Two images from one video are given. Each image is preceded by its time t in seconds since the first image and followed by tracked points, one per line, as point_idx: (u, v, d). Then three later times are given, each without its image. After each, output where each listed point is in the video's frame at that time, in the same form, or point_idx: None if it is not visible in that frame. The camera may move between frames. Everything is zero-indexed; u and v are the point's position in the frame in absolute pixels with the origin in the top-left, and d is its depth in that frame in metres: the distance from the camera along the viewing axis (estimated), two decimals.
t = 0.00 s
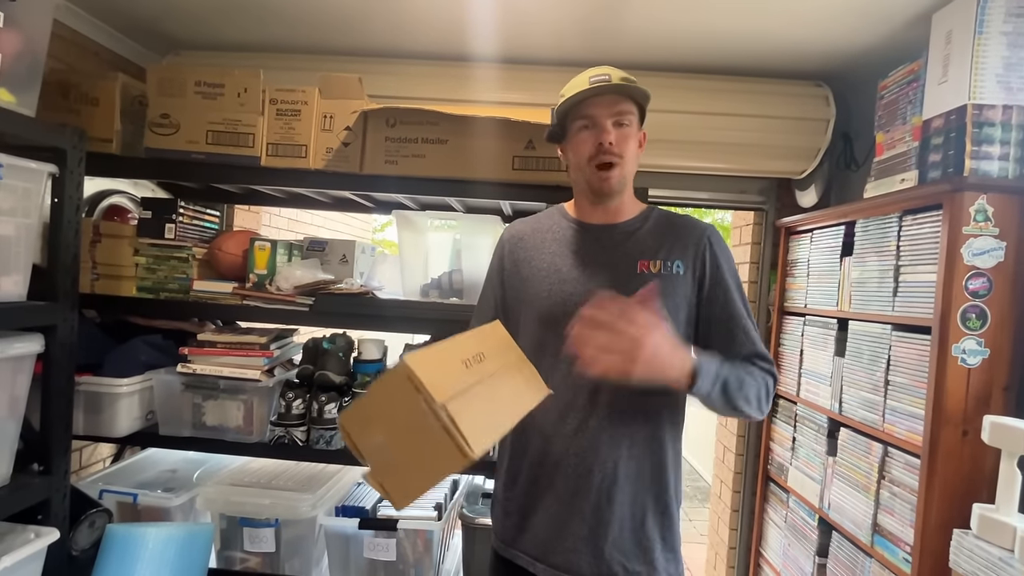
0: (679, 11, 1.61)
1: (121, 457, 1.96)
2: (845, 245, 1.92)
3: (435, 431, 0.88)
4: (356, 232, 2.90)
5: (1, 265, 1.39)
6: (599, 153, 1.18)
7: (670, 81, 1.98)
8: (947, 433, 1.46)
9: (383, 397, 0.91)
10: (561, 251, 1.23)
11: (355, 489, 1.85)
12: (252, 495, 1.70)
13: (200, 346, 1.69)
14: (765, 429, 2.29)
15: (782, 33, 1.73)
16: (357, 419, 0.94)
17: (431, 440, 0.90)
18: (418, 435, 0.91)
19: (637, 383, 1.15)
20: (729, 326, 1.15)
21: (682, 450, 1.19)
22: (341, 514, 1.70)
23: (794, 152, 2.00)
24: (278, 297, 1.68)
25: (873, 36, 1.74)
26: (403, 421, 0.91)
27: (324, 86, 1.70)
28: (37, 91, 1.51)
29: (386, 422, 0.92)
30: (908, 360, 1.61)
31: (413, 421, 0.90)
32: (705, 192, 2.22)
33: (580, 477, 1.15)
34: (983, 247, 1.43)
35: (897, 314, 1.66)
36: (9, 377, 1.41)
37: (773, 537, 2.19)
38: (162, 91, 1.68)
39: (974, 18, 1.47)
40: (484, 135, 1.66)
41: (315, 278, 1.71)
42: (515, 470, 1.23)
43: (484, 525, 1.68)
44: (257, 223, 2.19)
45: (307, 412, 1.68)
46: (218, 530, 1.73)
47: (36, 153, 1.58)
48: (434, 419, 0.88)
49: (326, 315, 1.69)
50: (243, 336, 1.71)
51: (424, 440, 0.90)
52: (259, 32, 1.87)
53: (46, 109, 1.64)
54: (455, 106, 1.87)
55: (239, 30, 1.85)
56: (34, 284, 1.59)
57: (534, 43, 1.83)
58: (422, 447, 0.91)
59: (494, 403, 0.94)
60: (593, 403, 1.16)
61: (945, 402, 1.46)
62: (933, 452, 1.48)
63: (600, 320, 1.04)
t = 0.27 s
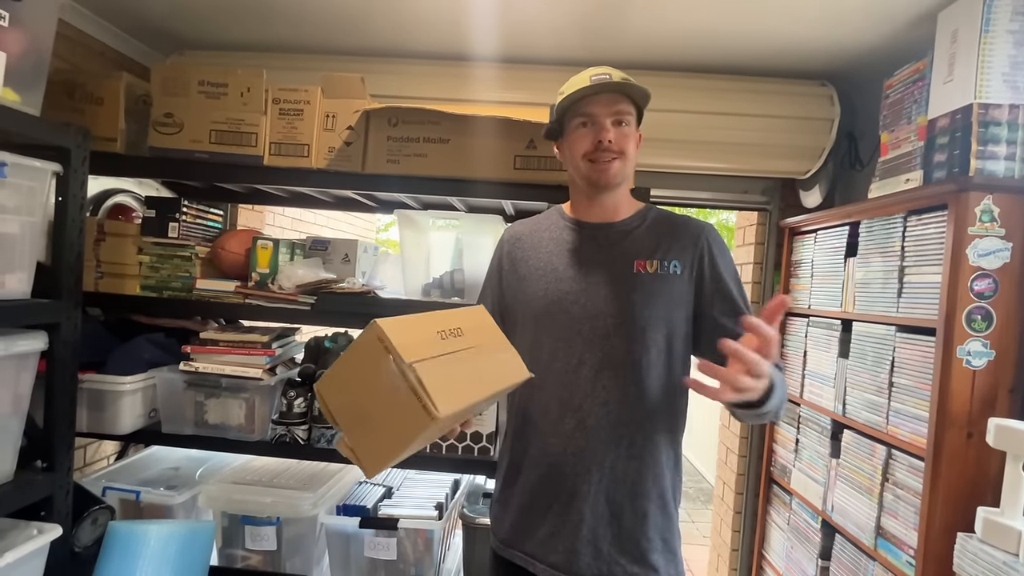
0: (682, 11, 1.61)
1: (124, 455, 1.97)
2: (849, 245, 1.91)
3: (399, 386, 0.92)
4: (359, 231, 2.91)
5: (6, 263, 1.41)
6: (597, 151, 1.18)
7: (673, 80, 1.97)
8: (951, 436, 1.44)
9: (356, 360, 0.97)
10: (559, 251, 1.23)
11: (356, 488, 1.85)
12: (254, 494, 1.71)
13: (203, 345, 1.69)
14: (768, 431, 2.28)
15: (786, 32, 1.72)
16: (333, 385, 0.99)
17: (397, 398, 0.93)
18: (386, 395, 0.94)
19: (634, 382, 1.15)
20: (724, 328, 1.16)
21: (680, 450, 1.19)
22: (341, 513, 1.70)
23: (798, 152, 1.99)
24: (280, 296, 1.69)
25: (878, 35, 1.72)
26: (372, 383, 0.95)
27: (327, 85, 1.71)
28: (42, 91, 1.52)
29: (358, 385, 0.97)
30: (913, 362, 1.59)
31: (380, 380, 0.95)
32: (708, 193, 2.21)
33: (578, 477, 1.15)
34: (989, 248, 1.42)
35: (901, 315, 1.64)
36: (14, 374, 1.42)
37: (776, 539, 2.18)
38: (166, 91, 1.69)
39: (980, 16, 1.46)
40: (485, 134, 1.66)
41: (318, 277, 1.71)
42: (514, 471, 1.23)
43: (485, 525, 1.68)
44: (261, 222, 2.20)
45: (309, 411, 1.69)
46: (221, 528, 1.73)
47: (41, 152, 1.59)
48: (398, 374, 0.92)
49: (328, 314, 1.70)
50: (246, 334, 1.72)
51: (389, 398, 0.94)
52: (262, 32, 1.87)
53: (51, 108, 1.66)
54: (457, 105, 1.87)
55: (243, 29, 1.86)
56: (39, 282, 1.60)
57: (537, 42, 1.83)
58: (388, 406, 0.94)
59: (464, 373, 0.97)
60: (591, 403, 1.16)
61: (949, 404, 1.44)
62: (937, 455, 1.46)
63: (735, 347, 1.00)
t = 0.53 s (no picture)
0: (683, 15, 1.61)
1: (129, 455, 1.98)
2: (853, 248, 1.90)
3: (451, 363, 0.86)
4: (363, 234, 2.92)
5: (13, 265, 1.43)
6: (586, 158, 1.20)
7: (675, 83, 1.97)
8: (955, 440, 1.43)
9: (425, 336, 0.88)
10: (558, 252, 1.23)
11: (357, 490, 1.85)
12: (256, 494, 1.72)
13: (207, 346, 1.71)
14: (771, 435, 2.26)
15: (788, 35, 1.72)
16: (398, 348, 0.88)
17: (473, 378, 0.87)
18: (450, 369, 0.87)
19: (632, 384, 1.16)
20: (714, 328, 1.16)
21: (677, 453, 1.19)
22: (343, 514, 1.71)
23: (801, 155, 1.98)
24: (282, 298, 1.70)
25: (881, 37, 1.72)
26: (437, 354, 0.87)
27: (329, 89, 1.73)
28: (49, 95, 1.54)
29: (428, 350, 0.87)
30: (916, 366, 1.59)
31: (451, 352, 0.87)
32: (711, 196, 2.21)
33: (576, 478, 1.15)
34: (992, 250, 1.41)
35: (905, 318, 1.63)
36: (20, 374, 1.44)
37: (779, 544, 2.16)
38: (172, 95, 1.71)
39: (983, 18, 1.45)
40: (486, 137, 1.67)
41: (320, 279, 1.73)
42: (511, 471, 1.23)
43: (486, 527, 1.69)
44: (265, 225, 2.22)
45: (310, 412, 1.70)
46: (223, 528, 1.74)
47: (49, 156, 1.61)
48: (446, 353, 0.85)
49: (330, 316, 1.71)
50: (249, 336, 1.73)
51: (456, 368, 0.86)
52: (267, 37, 1.90)
53: (59, 112, 1.68)
54: (458, 108, 1.89)
55: (248, 34, 1.88)
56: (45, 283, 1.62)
57: (538, 46, 1.84)
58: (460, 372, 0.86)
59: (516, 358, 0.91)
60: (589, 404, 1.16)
61: (952, 408, 1.43)
62: (940, 461, 1.45)
63: (629, 343, 0.91)
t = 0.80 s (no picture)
0: (687, 21, 1.62)
1: (142, 458, 2.02)
2: (862, 253, 1.88)
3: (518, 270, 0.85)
4: (373, 240, 2.95)
5: (31, 271, 1.46)
6: (589, 163, 1.21)
7: (681, 89, 1.98)
8: (967, 447, 1.41)
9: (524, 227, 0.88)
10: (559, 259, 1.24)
11: (365, 494, 1.87)
12: (265, 498, 1.74)
13: (217, 351, 1.74)
14: (781, 441, 2.24)
15: (794, 39, 1.72)
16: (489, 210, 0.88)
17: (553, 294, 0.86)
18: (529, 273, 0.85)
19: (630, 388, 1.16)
20: (710, 335, 1.13)
21: (679, 462, 1.17)
22: (350, 518, 1.72)
23: (809, 159, 1.98)
24: (292, 304, 1.73)
25: (889, 40, 1.71)
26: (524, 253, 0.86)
27: (338, 98, 1.75)
28: (66, 105, 1.59)
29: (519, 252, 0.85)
30: (927, 372, 1.56)
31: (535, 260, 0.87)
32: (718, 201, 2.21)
33: (574, 484, 1.15)
34: (1004, 255, 1.39)
35: (915, 324, 1.61)
36: (36, 377, 1.48)
37: (790, 553, 2.13)
38: (185, 105, 1.75)
39: (992, 21, 1.44)
40: (492, 144, 1.68)
41: (328, 284, 1.74)
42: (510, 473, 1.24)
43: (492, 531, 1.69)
44: (276, 231, 2.25)
45: (318, 416, 1.72)
46: (232, 531, 1.76)
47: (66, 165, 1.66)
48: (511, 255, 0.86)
49: (338, 321, 1.73)
50: (258, 340, 1.76)
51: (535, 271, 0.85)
52: (277, 47, 1.93)
53: (76, 123, 1.73)
54: (464, 115, 1.90)
55: (259, 45, 1.92)
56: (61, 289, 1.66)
57: (544, 53, 1.85)
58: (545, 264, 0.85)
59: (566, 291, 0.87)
60: (588, 409, 1.16)
61: (964, 415, 1.41)
62: (952, 466, 1.42)
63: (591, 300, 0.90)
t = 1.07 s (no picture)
0: (695, 23, 1.61)
1: (157, 459, 2.06)
2: (877, 256, 1.84)
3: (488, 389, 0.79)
4: (386, 245, 2.98)
5: (49, 275, 1.50)
6: (592, 167, 1.21)
7: (691, 91, 1.97)
8: (987, 454, 1.37)
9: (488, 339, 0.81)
10: (564, 261, 1.23)
11: (374, 497, 1.88)
12: (275, 500, 1.76)
13: (230, 354, 1.77)
14: (796, 449, 2.20)
15: (805, 40, 1.70)
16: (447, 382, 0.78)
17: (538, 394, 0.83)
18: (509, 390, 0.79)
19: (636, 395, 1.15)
20: (719, 345, 1.12)
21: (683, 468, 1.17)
22: (360, 521, 1.73)
23: (822, 161, 1.95)
24: (302, 308, 1.75)
25: (903, 40, 1.68)
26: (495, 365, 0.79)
27: (348, 104, 1.78)
28: (86, 114, 1.63)
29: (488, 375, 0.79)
30: (945, 378, 1.52)
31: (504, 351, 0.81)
32: (731, 204, 2.18)
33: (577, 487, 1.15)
34: None
35: (932, 328, 1.57)
36: (54, 379, 1.51)
37: (805, 562, 2.09)
38: (200, 113, 1.79)
39: (1009, 18, 1.41)
40: (499, 148, 1.69)
41: (338, 288, 1.77)
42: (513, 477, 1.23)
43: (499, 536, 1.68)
44: (289, 236, 2.29)
45: (327, 419, 1.73)
46: (243, 532, 1.78)
47: (85, 172, 1.70)
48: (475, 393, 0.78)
49: (348, 325, 1.75)
50: (270, 343, 1.78)
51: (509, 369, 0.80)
52: (290, 56, 1.97)
53: (96, 131, 1.78)
54: (472, 120, 1.92)
55: (272, 53, 1.96)
56: (80, 292, 1.70)
57: (552, 57, 1.86)
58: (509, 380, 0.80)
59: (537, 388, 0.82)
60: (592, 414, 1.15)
61: (984, 422, 1.37)
62: (972, 473, 1.38)
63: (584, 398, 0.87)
